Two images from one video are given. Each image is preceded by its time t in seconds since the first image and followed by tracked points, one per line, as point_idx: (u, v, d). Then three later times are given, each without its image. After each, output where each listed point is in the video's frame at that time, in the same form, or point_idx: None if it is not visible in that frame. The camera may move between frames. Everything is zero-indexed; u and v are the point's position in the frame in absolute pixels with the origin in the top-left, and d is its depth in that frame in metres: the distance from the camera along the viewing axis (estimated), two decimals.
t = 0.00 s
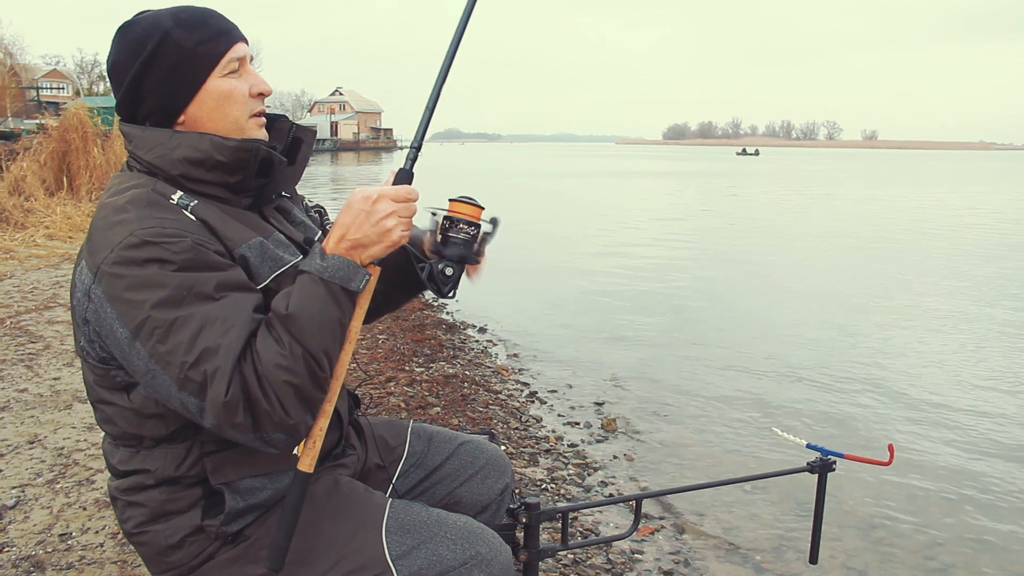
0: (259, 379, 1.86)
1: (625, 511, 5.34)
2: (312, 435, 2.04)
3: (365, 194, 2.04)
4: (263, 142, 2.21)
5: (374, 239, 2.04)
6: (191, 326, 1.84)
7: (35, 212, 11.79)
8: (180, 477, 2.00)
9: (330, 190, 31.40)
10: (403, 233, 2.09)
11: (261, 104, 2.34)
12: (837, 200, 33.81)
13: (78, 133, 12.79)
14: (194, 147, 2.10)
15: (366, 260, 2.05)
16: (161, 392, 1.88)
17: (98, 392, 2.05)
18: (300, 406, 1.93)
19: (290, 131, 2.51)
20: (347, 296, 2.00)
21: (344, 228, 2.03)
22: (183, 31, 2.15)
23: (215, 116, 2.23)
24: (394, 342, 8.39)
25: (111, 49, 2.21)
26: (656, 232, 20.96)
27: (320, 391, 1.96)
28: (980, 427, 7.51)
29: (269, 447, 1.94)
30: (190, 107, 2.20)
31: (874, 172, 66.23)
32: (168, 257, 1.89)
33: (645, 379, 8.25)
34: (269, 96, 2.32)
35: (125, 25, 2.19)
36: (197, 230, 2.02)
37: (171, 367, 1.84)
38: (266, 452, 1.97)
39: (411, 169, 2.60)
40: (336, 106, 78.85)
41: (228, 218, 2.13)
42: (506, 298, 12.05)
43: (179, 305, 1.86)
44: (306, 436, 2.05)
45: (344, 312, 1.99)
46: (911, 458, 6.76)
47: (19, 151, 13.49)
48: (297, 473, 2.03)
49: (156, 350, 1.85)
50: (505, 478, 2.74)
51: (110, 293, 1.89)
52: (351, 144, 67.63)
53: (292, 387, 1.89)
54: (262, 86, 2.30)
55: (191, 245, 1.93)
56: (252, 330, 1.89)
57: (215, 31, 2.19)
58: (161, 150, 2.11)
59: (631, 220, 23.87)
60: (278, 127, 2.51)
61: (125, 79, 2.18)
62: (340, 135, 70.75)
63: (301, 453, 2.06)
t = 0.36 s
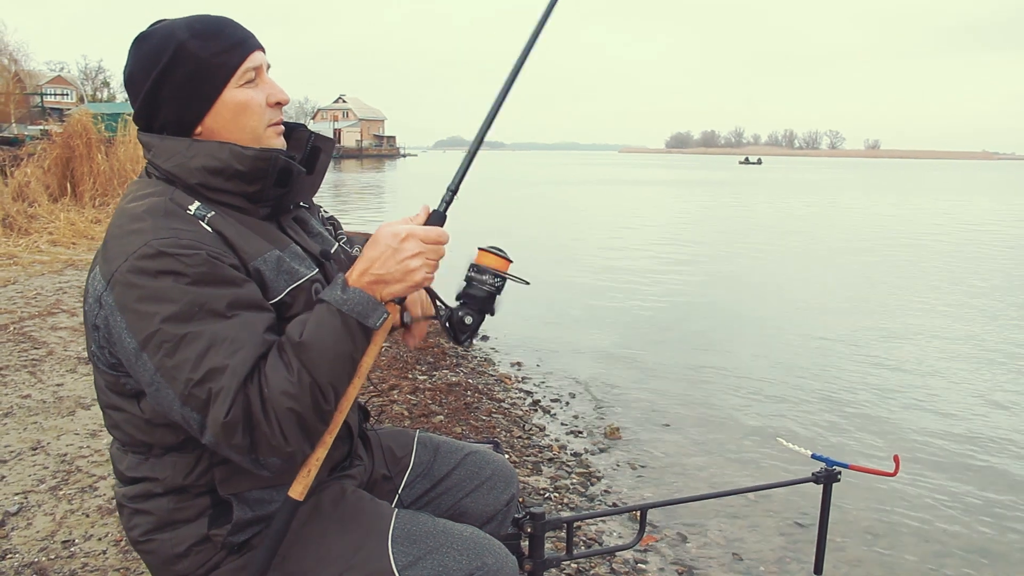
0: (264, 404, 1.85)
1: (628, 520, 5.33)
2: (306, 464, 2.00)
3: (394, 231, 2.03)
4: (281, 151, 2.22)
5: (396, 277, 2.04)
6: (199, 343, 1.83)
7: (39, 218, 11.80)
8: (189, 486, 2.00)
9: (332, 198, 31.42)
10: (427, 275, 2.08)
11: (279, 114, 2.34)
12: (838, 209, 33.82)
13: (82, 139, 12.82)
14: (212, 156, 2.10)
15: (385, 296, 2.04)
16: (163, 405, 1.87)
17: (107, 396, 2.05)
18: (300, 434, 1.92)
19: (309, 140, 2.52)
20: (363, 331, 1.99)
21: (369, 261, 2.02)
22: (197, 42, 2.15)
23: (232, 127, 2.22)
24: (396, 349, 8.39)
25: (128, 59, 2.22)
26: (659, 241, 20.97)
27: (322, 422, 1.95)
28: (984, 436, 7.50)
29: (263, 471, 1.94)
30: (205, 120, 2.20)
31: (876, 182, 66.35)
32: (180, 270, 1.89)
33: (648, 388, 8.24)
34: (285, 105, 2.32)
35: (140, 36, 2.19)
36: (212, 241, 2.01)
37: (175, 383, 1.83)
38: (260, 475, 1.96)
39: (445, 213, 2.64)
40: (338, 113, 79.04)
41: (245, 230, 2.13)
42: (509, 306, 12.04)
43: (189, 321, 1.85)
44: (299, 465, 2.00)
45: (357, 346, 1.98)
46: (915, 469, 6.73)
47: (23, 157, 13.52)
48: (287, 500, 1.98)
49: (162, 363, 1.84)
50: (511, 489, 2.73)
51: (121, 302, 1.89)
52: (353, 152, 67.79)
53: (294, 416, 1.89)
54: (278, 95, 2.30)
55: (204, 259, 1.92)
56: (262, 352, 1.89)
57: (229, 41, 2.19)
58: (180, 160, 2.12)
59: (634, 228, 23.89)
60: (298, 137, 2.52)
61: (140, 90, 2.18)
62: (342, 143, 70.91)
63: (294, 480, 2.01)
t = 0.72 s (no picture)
0: (258, 416, 1.85)
1: (628, 523, 5.33)
2: (294, 478, 1.99)
3: (407, 258, 2.05)
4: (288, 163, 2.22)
5: (403, 304, 2.04)
6: (196, 351, 1.84)
7: (38, 220, 11.79)
8: (191, 488, 2.00)
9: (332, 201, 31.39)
10: (433, 305, 2.09)
11: (270, 137, 2.30)
12: (836, 212, 33.83)
13: (80, 141, 12.81)
14: (216, 166, 2.11)
15: (390, 321, 2.03)
16: (157, 409, 1.88)
17: (110, 395, 2.06)
18: (291, 450, 1.91)
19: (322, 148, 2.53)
20: (365, 353, 1.98)
21: (378, 285, 2.02)
22: (184, 58, 2.17)
23: (211, 146, 2.24)
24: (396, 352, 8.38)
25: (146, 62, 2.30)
26: (659, 243, 20.96)
27: (315, 439, 1.94)
28: (984, 439, 7.49)
29: (249, 482, 1.92)
30: (192, 135, 2.24)
31: (875, 184, 66.37)
32: (185, 275, 1.89)
33: (648, 391, 8.24)
34: (270, 128, 2.28)
35: (152, 43, 2.26)
36: (219, 246, 2.02)
37: (170, 389, 1.84)
38: (247, 485, 1.95)
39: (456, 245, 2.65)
40: (337, 116, 79.00)
41: (252, 237, 2.13)
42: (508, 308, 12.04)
43: (189, 328, 1.85)
44: (287, 480, 1.99)
45: (358, 367, 1.97)
46: (915, 471, 6.73)
47: (21, 160, 13.51)
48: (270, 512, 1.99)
49: (158, 368, 1.84)
50: (513, 491, 2.73)
51: (123, 304, 1.89)
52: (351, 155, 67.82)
53: (288, 431, 1.88)
54: (262, 118, 2.26)
55: (209, 265, 1.92)
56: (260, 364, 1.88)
57: (218, 58, 2.19)
58: (186, 168, 2.14)
59: (634, 231, 23.89)
60: (314, 145, 2.51)
61: (145, 96, 2.26)
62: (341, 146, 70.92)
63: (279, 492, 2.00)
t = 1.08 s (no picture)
0: (265, 422, 1.85)
1: (621, 525, 5.35)
2: (290, 487, 1.98)
3: (430, 283, 2.07)
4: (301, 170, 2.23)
5: (420, 328, 2.04)
6: (208, 353, 1.84)
7: (29, 222, 11.75)
8: (191, 488, 2.00)
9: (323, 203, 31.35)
10: (450, 333, 2.09)
11: (281, 139, 2.30)
12: (827, 215, 33.97)
13: (72, 143, 12.76)
14: (230, 170, 2.12)
15: (405, 344, 2.03)
16: (163, 408, 1.88)
17: (115, 392, 2.06)
18: (294, 460, 1.91)
19: (337, 157, 2.53)
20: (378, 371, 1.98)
21: (398, 307, 2.03)
22: (195, 63, 2.16)
23: (222, 151, 2.23)
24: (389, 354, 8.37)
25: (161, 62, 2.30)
26: (651, 246, 21.01)
27: (317, 451, 1.94)
28: (973, 441, 7.55)
29: (249, 487, 1.92)
30: (202, 139, 2.24)
31: (865, 188, 66.80)
32: (199, 277, 1.89)
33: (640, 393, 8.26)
34: (280, 132, 2.27)
35: (165, 47, 2.25)
36: (233, 249, 2.02)
37: (179, 389, 1.84)
38: (244, 490, 1.94)
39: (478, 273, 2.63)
40: (329, 119, 78.87)
41: (265, 241, 2.13)
42: (501, 311, 12.05)
43: (202, 330, 1.85)
44: (285, 489, 1.99)
45: (370, 384, 1.97)
46: (905, 473, 6.78)
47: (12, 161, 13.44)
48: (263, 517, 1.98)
49: (168, 368, 1.84)
50: (509, 493, 2.74)
51: (135, 301, 1.89)
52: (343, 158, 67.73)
53: (293, 441, 1.88)
54: (273, 123, 2.26)
55: (223, 267, 1.93)
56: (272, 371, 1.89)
57: (228, 63, 2.18)
58: (200, 170, 2.14)
59: (625, 234, 23.94)
60: (327, 152, 2.53)
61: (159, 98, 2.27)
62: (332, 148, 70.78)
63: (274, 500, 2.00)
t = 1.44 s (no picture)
0: (246, 427, 1.86)
1: (610, 524, 5.37)
2: (271, 490, 1.99)
3: (415, 290, 2.06)
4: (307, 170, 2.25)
5: (404, 335, 2.04)
6: (194, 356, 1.84)
7: (16, 221, 11.69)
8: (183, 486, 2.00)
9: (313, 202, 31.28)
10: (433, 340, 2.09)
11: (310, 130, 2.33)
12: (815, 216, 34.19)
13: (59, 142, 12.69)
14: (236, 166, 2.12)
15: (388, 350, 2.03)
16: (147, 408, 1.89)
17: (106, 387, 2.07)
18: (274, 465, 1.92)
19: (338, 161, 2.55)
20: (360, 380, 1.98)
21: (382, 313, 2.03)
22: (239, 53, 2.14)
23: (263, 139, 2.23)
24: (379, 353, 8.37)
25: (169, 56, 2.21)
26: (640, 247, 21.07)
27: (297, 457, 1.95)
28: (958, 441, 7.62)
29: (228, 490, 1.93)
30: (236, 131, 2.20)
31: (853, 189, 67.25)
32: (191, 278, 1.89)
33: (629, 393, 8.29)
34: (317, 123, 2.31)
35: (184, 36, 2.19)
36: (228, 249, 2.02)
37: (163, 390, 1.85)
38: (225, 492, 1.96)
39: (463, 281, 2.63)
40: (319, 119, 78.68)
41: (262, 241, 2.14)
42: (490, 311, 12.08)
43: (188, 332, 1.86)
44: (265, 492, 1.99)
45: (350, 391, 1.97)
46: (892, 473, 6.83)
47: None
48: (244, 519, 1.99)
49: (153, 369, 1.85)
50: (500, 493, 2.75)
51: (124, 300, 1.90)
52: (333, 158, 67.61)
53: (273, 447, 1.89)
54: (311, 113, 2.29)
55: (216, 269, 1.93)
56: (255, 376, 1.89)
57: (273, 53, 2.19)
58: (204, 165, 2.14)
59: (615, 234, 24.01)
60: (328, 156, 2.55)
61: (178, 92, 2.19)
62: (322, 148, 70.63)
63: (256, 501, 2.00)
